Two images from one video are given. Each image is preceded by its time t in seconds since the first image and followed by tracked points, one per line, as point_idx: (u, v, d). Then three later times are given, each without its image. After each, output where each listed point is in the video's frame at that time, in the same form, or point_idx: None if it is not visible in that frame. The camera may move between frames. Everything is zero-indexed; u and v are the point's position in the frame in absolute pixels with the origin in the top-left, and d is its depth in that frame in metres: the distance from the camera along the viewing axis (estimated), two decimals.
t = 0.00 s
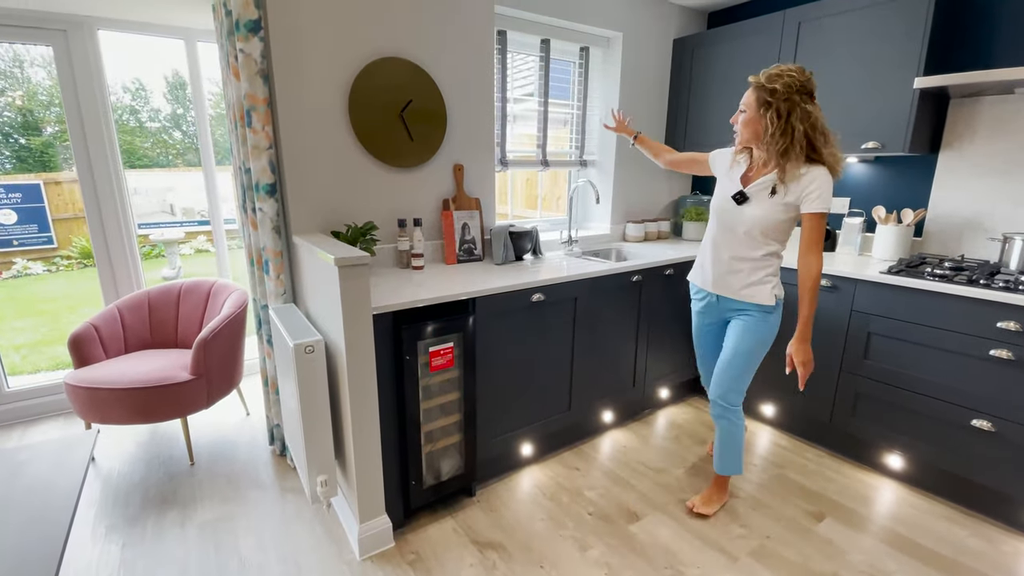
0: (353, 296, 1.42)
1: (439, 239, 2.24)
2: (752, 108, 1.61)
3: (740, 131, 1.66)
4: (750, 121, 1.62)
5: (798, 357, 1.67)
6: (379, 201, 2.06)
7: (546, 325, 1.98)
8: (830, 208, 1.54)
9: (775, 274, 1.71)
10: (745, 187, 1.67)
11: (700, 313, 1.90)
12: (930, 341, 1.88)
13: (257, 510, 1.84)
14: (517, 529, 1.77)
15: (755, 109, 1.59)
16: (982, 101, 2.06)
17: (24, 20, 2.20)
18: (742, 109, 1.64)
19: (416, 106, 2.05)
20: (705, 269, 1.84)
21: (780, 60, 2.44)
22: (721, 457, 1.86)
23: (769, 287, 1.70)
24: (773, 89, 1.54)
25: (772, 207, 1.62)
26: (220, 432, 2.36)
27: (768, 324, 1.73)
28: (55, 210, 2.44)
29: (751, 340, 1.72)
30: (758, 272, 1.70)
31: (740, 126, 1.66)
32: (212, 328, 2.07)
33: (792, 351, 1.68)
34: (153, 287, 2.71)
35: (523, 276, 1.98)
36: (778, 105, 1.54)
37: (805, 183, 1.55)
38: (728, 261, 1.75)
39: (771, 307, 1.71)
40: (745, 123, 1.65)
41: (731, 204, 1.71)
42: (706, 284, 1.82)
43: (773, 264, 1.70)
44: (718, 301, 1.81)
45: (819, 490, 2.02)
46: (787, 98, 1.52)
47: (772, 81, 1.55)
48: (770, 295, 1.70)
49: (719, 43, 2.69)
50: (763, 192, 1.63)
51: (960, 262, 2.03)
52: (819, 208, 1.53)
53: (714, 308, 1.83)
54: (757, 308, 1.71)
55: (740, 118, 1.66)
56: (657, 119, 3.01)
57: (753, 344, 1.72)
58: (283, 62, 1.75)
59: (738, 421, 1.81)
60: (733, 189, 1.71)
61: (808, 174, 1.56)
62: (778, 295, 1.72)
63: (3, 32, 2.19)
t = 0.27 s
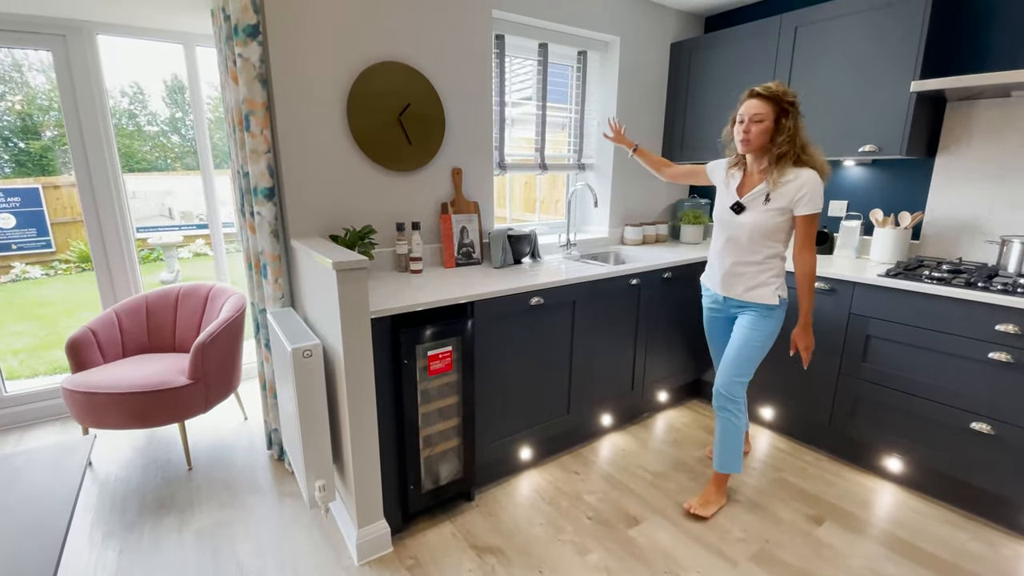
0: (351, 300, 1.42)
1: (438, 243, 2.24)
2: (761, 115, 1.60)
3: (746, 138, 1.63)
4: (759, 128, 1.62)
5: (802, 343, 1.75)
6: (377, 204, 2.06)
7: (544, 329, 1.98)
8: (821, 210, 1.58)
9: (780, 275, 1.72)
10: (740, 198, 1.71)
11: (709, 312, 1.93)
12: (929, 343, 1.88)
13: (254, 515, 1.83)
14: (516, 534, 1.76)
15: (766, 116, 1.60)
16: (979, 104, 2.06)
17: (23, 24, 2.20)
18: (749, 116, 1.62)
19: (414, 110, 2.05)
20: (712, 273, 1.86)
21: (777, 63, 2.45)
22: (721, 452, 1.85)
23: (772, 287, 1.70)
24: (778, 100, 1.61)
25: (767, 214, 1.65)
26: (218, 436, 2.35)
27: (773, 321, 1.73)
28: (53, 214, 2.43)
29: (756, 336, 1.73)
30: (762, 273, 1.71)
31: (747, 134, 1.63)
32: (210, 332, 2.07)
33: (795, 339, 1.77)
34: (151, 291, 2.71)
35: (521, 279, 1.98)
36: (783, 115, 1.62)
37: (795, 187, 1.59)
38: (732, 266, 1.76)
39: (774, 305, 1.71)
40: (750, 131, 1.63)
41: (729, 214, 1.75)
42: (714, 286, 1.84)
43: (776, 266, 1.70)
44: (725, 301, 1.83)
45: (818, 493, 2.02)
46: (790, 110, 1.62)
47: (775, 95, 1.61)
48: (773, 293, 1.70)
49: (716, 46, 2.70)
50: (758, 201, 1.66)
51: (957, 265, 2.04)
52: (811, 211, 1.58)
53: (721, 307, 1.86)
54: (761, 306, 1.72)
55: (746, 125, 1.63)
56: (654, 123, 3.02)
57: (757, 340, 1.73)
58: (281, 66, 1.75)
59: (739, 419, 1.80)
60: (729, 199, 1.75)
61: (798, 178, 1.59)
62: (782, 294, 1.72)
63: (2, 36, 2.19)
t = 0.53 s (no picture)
0: (349, 305, 1.42)
1: (436, 247, 2.25)
2: (768, 117, 1.63)
3: (758, 139, 1.63)
4: (768, 131, 1.64)
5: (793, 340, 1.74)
6: (376, 209, 2.06)
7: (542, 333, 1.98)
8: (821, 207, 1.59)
9: (780, 276, 1.72)
10: (741, 201, 1.73)
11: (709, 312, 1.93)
12: (925, 346, 1.89)
13: (251, 520, 1.82)
14: (515, 539, 1.76)
15: (772, 119, 1.64)
16: (974, 109, 2.08)
17: (21, 30, 2.21)
18: (759, 118, 1.63)
19: (412, 115, 2.06)
20: (713, 273, 1.87)
21: (773, 68, 2.47)
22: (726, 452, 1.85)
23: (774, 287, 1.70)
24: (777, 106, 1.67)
25: (768, 214, 1.66)
26: (216, 441, 2.34)
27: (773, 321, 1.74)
28: (51, 219, 2.43)
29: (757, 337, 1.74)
30: (763, 273, 1.71)
31: (757, 136, 1.64)
32: (208, 337, 2.06)
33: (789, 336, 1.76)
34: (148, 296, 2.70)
35: (519, 283, 1.98)
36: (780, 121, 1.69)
37: (795, 186, 1.61)
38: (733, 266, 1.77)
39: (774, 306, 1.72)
40: (760, 133, 1.64)
41: (730, 216, 1.76)
42: (715, 286, 1.85)
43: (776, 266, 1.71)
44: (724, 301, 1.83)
45: (817, 496, 2.02)
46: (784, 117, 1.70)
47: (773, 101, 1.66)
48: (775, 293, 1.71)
49: (713, 51, 2.72)
50: (758, 202, 1.68)
51: (953, 268, 2.05)
52: (811, 208, 1.59)
53: (720, 307, 1.86)
54: (761, 306, 1.73)
55: (757, 126, 1.63)
56: (652, 127, 3.03)
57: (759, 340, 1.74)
58: (280, 71, 1.76)
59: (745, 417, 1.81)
60: (730, 202, 1.77)
61: (797, 176, 1.61)
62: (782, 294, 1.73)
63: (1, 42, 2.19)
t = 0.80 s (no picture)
0: (348, 310, 1.43)
1: (435, 252, 2.25)
2: (757, 123, 1.64)
3: (747, 145, 1.64)
4: (757, 137, 1.65)
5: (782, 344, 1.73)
6: (375, 214, 2.07)
7: (541, 337, 1.99)
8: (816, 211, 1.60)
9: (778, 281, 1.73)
10: (734, 207, 1.74)
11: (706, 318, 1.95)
12: (921, 350, 1.91)
13: (249, 527, 1.81)
14: (514, 544, 1.75)
15: (761, 125, 1.65)
16: (967, 114, 2.10)
17: (19, 36, 2.21)
18: (747, 124, 1.64)
19: (411, 121, 2.07)
20: (710, 279, 1.88)
21: (769, 74, 2.49)
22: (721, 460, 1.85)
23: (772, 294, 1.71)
24: (766, 112, 1.68)
25: (762, 220, 1.67)
26: (214, 447, 2.33)
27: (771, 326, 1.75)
28: (48, 224, 2.43)
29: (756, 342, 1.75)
30: (761, 280, 1.72)
31: (746, 142, 1.65)
32: (207, 343, 2.06)
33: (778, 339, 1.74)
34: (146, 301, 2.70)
35: (518, 288, 1.99)
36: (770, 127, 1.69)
37: (788, 191, 1.62)
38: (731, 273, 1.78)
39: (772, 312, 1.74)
40: (749, 139, 1.65)
41: (724, 223, 1.77)
42: (712, 293, 1.86)
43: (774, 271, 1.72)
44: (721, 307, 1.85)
45: (815, 500, 2.02)
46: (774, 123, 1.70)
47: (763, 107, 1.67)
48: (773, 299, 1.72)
49: (709, 57, 2.74)
50: (752, 208, 1.69)
51: (949, 272, 2.06)
52: (806, 212, 1.60)
53: (718, 313, 1.87)
54: (761, 311, 1.74)
55: (745, 133, 1.64)
56: (649, 132, 3.05)
57: (756, 346, 1.75)
58: (279, 78, 1.77)
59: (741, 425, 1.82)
60: (723, 209, 1.78)
61: (789, 181, 1.62)
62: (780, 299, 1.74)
63: None
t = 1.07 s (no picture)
0: (348, 315, 1.42)
1: (434, 256, 2.25)
2: (746, 124, 1.66)
3: (735, 144, 1.65)
4: (745, 137, 1.66)
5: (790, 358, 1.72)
6: (374, 219, 2.07)
7: (540, 341, 1.99)
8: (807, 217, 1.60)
9: (769, 291, 1.71)
10: (724, 212, 1.74)
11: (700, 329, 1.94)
12: (919, 352, 1.91)
13: (248, 533, 1.80)
14: (514, 550, 1.74)
15: (750, 126, 1.66)
16: (962, 118, 2.12)
17: (16, 41, 2.21)
18: (736, 124, 1.66)
19: (410, 126, 2.08)
20: (701, 290, 1.88)
21: (766, 79, 2.50)
22: (711, 468, 1.86)
23: (760, 304, 1.70)
24: (754, 113, 1.70)
25: (751, 226, 1.67)
26: (211, 453, 2.32)
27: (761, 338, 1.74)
28: (44, 229, 2.42)
29: (745, 354, 1.73)
30: (751, 289, 1.72)
31: (735, 141, 1.66)
32: (205, 349, 2.05)
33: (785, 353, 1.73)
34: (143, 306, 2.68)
35: (517, 292, 1.99)
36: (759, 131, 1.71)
37: (778, 196, 1.61)
38: (721, 282, 1.77)
39: (762, 323, 1.72)
40: (737, 139, 1.66)
41: (714, 229, 1.77)
42: (703, 304, 1.86)
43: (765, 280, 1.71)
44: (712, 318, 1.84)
45: (815, 504, 2.02)
46: (763, 126, 1.72)
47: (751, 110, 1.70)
48: (762, 310, 1.70)
49: (705, 63, 2.76)
50: (742, 213, 1.69)
51: (946, 275, 2.07)
52: (796, 218, 1.59)
53: (710, 324, 1.86)
54: (749, 323, 1.73)
55: (734, 131, 1.66)
56: (647, 136, 3.07)
57: (745, 357, 1.73)
58: (278, 84, 1.77)
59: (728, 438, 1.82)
60: (714, 215, 1.78)
61: (779, 186, 1.62)
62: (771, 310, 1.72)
63: None
